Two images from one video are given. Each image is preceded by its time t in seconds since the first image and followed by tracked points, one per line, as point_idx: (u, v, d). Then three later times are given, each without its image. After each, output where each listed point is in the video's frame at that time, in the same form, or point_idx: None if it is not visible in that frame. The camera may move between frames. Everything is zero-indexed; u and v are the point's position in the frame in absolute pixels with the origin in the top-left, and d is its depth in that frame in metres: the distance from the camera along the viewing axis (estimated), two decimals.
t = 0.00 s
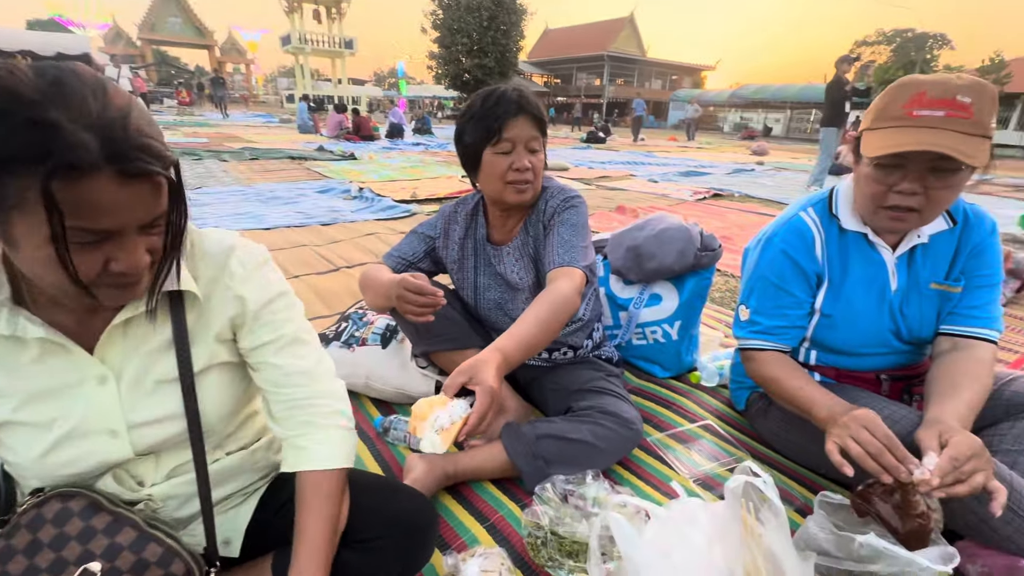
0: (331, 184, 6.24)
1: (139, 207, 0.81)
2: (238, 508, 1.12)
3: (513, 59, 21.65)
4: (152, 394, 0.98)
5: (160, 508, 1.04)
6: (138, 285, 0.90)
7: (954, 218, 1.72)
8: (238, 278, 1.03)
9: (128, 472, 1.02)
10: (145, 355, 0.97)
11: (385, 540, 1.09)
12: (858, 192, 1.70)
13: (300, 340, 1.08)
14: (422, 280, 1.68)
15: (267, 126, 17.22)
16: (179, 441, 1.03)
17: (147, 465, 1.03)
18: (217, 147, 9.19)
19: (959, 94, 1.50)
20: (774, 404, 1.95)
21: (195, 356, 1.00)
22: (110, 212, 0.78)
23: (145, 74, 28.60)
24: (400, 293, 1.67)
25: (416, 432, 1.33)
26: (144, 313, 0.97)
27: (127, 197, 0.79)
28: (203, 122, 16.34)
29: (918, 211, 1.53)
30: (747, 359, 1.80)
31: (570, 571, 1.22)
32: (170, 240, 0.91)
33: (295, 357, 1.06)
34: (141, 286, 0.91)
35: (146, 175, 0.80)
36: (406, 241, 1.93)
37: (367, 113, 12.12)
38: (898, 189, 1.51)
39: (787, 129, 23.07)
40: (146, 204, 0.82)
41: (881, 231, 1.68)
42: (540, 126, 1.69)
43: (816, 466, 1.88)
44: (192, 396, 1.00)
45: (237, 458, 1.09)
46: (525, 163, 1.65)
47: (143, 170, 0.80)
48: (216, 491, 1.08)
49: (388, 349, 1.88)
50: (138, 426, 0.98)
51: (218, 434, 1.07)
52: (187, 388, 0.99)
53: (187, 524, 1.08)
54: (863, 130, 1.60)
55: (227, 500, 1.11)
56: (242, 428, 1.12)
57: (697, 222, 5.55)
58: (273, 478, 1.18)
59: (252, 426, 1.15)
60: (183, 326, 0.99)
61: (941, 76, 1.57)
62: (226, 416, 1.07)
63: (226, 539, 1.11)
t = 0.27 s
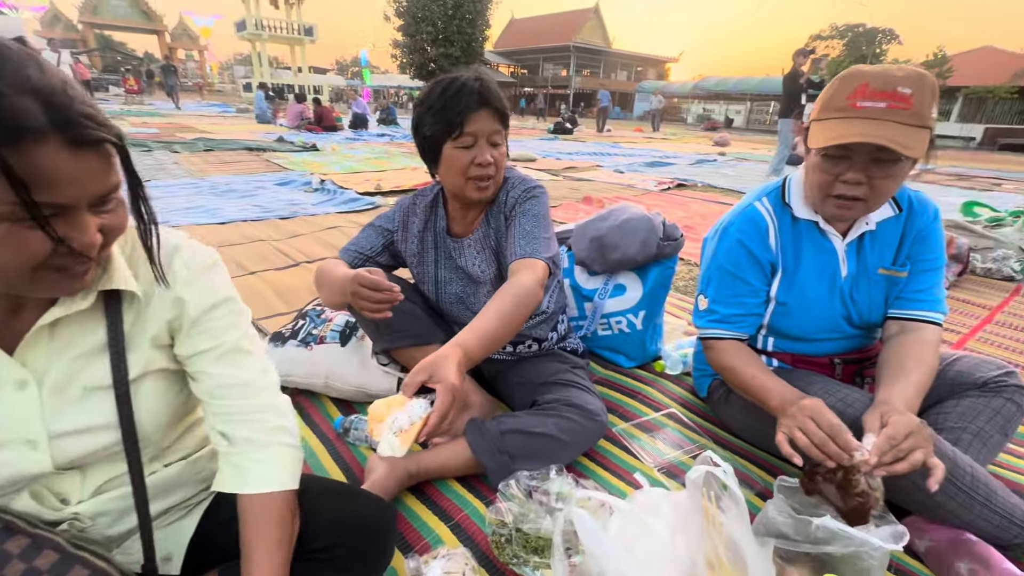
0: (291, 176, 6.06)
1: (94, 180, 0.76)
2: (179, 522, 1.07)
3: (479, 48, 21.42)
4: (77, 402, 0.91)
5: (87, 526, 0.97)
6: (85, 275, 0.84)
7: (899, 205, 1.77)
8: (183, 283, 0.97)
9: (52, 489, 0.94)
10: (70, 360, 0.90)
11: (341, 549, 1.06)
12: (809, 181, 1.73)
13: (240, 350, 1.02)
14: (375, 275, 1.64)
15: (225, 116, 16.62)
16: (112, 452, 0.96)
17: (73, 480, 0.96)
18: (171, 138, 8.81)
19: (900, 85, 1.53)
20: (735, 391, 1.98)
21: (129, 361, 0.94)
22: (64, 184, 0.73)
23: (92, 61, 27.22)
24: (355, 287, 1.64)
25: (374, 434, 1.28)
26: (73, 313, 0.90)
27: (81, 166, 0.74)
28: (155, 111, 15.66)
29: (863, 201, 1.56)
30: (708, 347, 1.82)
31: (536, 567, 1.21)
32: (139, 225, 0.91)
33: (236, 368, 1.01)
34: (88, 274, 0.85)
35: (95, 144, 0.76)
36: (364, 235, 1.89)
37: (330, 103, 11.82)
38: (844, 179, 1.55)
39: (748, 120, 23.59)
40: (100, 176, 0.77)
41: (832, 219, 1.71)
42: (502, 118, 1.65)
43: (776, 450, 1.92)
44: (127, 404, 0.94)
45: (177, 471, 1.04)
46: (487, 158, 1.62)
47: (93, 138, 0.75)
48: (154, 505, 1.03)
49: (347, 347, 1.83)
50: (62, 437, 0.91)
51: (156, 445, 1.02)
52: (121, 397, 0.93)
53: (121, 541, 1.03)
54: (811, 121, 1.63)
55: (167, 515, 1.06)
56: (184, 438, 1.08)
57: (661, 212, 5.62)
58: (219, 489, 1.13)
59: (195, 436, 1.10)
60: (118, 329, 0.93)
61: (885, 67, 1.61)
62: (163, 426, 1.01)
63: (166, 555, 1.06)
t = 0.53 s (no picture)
0: (262, 170, 5.93)
1: (34, 161, 0.74)
2: (143, 533, 1.02)
3: (455, 41, 21.21)
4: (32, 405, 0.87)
5: (45, 540, 0.92)
6: (31, 268, 0.81)
7: (865, 194, 1.80)
8: (143, 267, 0.98)
9: (6, 501, 0.89)
10: (25, 361, 0.86)
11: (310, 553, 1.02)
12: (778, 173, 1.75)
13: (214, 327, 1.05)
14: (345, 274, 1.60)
15: (193, 109, 16.16)
16: (67, 455, 0.92)
17: (30, 491, 0.91)
18: (135, 131, 8.53)
19: (868, 77, 1.55)
20: (710, 381, 2.00)
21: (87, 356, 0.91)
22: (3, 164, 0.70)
23: (51, 51, 26.20)
24: (325, 287, 1.60)
25: (337, 436, 1.22)
26: (22, 310, 0.86)
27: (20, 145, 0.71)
28: (120, 104, 15.15)
29: (834, 191, 1.59)
30: (683, 338, 1.83)
31: (514, 561, 1.21)
32: (75, 215, 0.88)
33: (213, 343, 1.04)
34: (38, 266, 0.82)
35: (35, 124, 0.73)
36: (335, 228, 1.85)
37: (302, 95, 11.61)
38: (816, 171, 1.56)
39: (722, 114, 23.88)
40: (41, 157, 0.75)
41: (800, 210, 1.74)
42: (468, 97, 1.62)
43: (751, 438, 1.95)
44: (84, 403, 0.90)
45: (139, 476, 1.00)
46: (451, 137, 1.59)
47: (32, 117, 0.73)
48: (115, 516, 0.98)
49: (319, 344, 1.80)
50: (17, 442, 0.86)
51: (116, 447, 0.98)
52: (76, 396, 0.89)
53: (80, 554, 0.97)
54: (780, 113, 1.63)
55: (129, 526, 1.01)
56: (146, 441, 1.03)
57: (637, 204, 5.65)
58: (186, 495, 1.09)
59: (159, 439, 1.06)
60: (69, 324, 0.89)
61: (849, 57, 1.62)
62: (127, 427, 0.97)
63: (130, 568, 1.00)
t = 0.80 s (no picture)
0: (234, 163, 5.81)
1: None
2: (106, 529, 0.97)
3: (432, 31, 20.97)
4: None
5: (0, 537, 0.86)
6: None
7: (834, 178, 1.84)
8: (110, 254, 1.00)
9: None
10: None
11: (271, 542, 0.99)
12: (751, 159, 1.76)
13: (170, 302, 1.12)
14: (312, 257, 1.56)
15: (162, 100, 15.72)
16: (26, 447, 0.88)
17: None
18: (101, 124, 8.28)
19: (839, 61, 1.57)
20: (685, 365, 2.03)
21: (45, 343, 0.88)
22: None
23: (10, 41, 25.22)
24: (293, 271, 1.55)
25: (295, 424, 1.12)
26: None
27: None
28: (84, 96, 14.65)
29: (807, 176, 1.61)
30: (658, 322, 1.85)
31: (492, 548, 1.23)
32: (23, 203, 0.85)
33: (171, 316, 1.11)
34: None
35: None
36: (305, 218, 1.82)
37: (275, 87, 11.38)
38: (790, 156, 1.58)
39: (699, 104, 24.06)
40: None
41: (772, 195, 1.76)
42: (428, 80, 1.56)
43: (725, 420, 1.99)
44: (43, 393, 0.86)
45: (104, 468, 0.96)
46: (409, 121, 1.55)
47: None
48: (78, 510, 0.93)
49: (292, 336, 1.77)
50: None
51: (79, 436, 0.94)
52: (32, 389, 0.84)
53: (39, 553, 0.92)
54: (753, 99, 1.64)
55: (93, 521, 0.96)
56: (108, 431, 0.99)
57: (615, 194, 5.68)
58: (151, 488, 1.05)
59: (122, 429, 1.02)
60: (21, 310, 0.85)
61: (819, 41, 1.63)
62: (86, 415, 0.94)
63: (95, 565, 0.95)
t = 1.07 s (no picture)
0: (217, 157, 5.71)
1: None
2: (77, 528, 0.93)
3: (419, 23, 20.76)
4: None
5: None
6: None
7: (821, 163, 1.83)
8: (91, 248, 0.95)
9: None
10: None
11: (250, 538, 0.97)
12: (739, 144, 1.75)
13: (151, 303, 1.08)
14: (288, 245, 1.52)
15: (143, 95, 15.43)
16: None
17: None
18: (77, 119, 8.10)
19: (828, 43, 1.55)
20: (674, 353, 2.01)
21: (17, 333, 0.84)
22: None
23: None
24: (269, 261, 1.52)
25: (265, 426, 1.03)
26: None
27: None
28: (60, 91, 14.35)
29: (796, 160, 1.60)
30: (644, 310, 1.83)
31: (479, 541, 1.22)
32: None
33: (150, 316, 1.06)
34: None
35: None
36: (283, 208, 1.78)
37: (259, 80, 11.22)
38: (780, 141, 1.56)
39: (686, 96, 24.04)
40: None
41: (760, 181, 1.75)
42: (403, 65, 1.51)
43: (714, 408, 1.98)
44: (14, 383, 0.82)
45: (73, 465, 0.92)
46: (384, 108, 1.51)
47: None
48: (46, 509, 0.89)
49: (274, 330, 1.74)
50: None
51: (48, 433, 0.90)
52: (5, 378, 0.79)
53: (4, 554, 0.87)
54: (742, 83, 1.62)
55: (62, 519, 0.92)
56: (80, 428, 0.96)
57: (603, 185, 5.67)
58: (124, 487, 1.01)
59: (95, 425, 0.98)
60: None
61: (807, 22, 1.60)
62: (57, 410, 0.90)
63: (64, 565, 0.91)
